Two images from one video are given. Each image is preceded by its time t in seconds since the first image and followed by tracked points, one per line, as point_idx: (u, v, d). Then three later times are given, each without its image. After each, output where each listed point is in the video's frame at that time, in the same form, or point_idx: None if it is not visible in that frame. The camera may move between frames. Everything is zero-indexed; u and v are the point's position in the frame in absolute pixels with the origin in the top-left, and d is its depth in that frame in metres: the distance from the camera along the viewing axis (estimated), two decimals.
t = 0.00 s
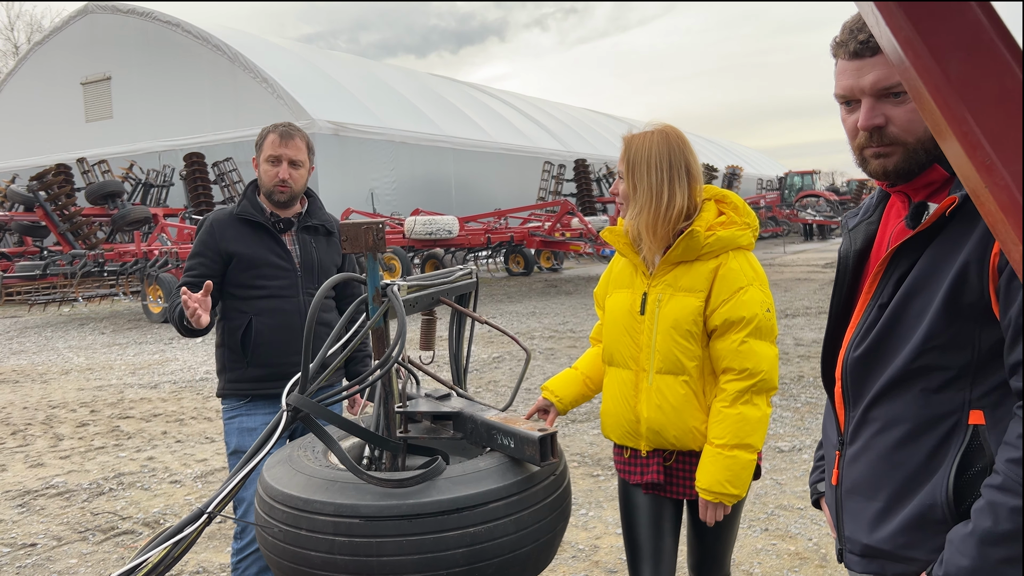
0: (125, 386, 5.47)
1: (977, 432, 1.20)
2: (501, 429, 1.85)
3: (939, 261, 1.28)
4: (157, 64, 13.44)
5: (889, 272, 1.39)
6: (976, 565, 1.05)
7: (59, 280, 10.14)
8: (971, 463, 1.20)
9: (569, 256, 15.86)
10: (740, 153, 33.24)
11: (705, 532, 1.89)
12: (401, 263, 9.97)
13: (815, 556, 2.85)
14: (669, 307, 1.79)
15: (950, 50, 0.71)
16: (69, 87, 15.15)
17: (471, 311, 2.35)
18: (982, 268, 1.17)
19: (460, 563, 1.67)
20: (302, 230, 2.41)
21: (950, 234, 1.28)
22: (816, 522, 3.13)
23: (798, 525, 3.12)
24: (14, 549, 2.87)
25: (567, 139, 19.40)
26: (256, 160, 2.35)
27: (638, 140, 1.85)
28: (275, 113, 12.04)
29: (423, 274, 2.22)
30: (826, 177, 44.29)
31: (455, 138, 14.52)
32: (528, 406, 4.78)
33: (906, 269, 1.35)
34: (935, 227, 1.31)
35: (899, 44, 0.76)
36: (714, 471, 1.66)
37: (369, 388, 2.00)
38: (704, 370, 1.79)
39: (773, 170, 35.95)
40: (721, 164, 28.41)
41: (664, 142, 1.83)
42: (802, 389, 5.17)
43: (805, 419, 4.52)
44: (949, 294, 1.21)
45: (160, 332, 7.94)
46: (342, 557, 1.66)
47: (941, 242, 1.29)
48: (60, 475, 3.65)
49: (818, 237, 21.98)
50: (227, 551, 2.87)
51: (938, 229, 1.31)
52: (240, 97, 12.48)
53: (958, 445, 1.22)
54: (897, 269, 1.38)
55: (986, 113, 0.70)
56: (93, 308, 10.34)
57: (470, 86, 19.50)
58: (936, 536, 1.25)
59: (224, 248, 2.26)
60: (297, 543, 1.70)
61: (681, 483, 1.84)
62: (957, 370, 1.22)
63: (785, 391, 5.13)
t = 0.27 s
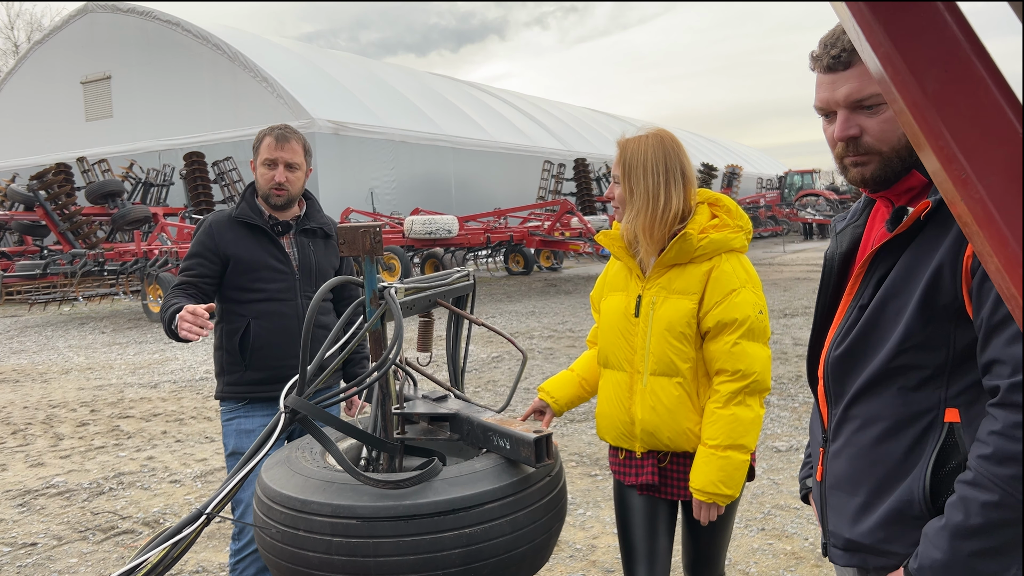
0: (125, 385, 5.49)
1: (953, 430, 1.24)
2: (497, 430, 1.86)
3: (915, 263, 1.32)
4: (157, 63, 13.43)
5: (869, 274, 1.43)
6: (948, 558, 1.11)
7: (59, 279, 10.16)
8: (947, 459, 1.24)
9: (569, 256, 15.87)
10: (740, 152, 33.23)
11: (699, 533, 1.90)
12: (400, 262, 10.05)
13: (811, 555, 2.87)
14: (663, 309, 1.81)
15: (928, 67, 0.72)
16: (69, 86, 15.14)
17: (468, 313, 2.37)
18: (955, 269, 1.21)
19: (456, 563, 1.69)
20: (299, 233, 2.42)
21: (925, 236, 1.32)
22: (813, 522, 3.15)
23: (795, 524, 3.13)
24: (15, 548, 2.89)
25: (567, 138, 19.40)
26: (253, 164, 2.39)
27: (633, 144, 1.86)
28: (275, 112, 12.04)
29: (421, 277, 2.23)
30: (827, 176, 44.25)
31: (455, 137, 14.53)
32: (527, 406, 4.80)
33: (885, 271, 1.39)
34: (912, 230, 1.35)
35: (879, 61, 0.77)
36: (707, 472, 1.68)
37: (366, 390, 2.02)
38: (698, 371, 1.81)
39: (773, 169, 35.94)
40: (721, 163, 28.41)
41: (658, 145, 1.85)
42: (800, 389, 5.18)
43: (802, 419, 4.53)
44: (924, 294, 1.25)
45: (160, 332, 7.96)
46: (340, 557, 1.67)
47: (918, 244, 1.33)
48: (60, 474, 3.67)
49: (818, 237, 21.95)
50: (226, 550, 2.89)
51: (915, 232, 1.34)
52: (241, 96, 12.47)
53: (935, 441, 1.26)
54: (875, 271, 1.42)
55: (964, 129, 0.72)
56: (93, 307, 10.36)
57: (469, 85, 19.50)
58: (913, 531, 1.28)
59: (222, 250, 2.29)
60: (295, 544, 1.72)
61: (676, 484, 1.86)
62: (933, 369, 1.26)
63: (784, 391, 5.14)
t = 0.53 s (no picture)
0: (124, 385, 5.49)
1: (927, 422, 1.28)
2: (495, 430, 1.87)
3: (892, 261, 1.36)
4: (157, 63, 13.44)
5: (851, 272, 1.47)
6: (915, 542, 1.16)
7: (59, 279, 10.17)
8: (921, 450, 1.29)
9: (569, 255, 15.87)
10: (739, 152, 33.22)
11: (697, 533, 1.91)
12: (399, 262, 10.10)
13: (810, 556, 2.88)
14: (658, 310, 1.81)
15: (919, 75, 0.73)
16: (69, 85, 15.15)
17: (467, 314, 2.37)
18: (926, 268, 1.27)
19: (454, 564, 1.70)
20: (298, 234, 2.42)
21: (900, 236, 1.36)
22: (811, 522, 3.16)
23: (793, 524, 3.14)
24: (15, 548, 2.89)
25: (567, 137, 19.40)
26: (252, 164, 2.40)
27: (649, 147, 1.86)
28: (275, 112, 12.05)
29: (419, 278, 2.23)
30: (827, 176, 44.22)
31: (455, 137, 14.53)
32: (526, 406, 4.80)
33: (866, 268, 1.43)
34: (889, 230, 1.39)
35: (869, 66, 0.77)
36: (702, 470, 1.68)
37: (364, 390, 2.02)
38: (693, 371, 1.81)
39: (773, 169, 35.96)
40: (721, 163, 28.40)
41: (669, 145, 1.87)
42: (799, 389, 5.19)
43: (801, 419, 4.54)
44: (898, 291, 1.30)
45: (159, 332, 7.96)
46: (337, 558, 1.68)
47: (894, 244, 1.37)
48: (60, 474, 3.67)
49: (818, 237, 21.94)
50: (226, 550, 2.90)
51: (891, 233, 1.39)
52: (241, 95, 12.46)
53: (911, 432, 1.30)
54: (857, 269, 1.46)
55: (953, 137, 0.73)
56: (92, 307, 10.37)
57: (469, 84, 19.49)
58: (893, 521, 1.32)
59: (222, 252, 2.28)
60: (293, 544, 1.73)
61: (673, 484, 1.86)
62: (909, 363, 1.31)
63: (782, 391, 5.14)
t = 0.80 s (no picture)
0: (125, 385, 5.50)
1: (906, 407, 1.32)
2: (494, 430, 1.88)
3: (863, 258, 1.41)
4: (157, 63, 13.45)
5: (832, 271, 1.52)
6: (886, 516, 1.24)
7: (59, 279, 10.19)
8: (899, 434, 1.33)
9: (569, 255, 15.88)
10: (739, 152, 33.21)
11: (694, 532, 1.92)
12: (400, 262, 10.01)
13: (808, 555, 2.89)
14: (655, 310, 1.83)
15: (908, 81, 0.75)
16: (69, 85, 15.15)
17: (466, 314, 2.38)
18: (890, 263, 1.33)
19: (453, 561, 1.71)
20: (287, 233, 2.40)
21: (866, 234, 1.42)
22: (808, 521, 3.17)
23: (791, 524, 3.15)
24: (15, 547, 2.91)
25: (567, 137, 19.41)
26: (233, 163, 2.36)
27: (655, 148, 1.87)
28: (275, 111, 12.06)
29: (419, 278, 2.24)
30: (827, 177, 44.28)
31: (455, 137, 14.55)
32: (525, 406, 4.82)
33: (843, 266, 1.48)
34: (857, 230, 1.45)
35: (861, 71, 0.78)
36: (702, 468, 1.70)
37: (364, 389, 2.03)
38: (691, 370, 1.83)
39: (773, 169, 35.94)
40: (720, 163, 28.40)
41: (671, 147, 1.90)
42: (798, 389, 5.20)
43: (800, 419, 4.55)
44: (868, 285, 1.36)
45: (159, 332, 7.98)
46: (338, 556, 1.70)
47: (863, 241, 1.43)
48: (60, 474, 3.69)
49: (818, 237, 21.94)
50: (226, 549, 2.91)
51: (856, 234, 1.44)
52: (240, 95, 12.47)
53: (890, 417, 1.35)
54: (837, 270, 1.52)
55: (944, 141, 0.74)
56: (93, 306, 10.38)
57: (469, 84, 19.49)
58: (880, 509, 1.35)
59: (208, 257, 2.26)
60: (293, 541, 1.74)
61: (671, 483, 1.87)
62: (885, 353, 1.35)
63: (781, 391, 5.16)
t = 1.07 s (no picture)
0: (125, 385, 5.51)
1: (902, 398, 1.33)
2: (494, 430, 1.89)
3: (854, 255, 1.43)
4: (157, 63, 13.45)
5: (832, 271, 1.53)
6: (883, 505, 1.26)
7: (59, 279, 10.19)
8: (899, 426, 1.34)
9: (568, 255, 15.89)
10: (739, 152, 33.22)
11: (693, 532, 1.93)
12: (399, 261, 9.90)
13: (806, 554, 2.90)
14: (655, 310, 1.84)
15: (902, 85, 0.75)
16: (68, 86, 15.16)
17: (464, 314, 2.39)
18: (876, 260, 1.35)
19: (452, 561, 1.72)
20: (264, 230, 2.32)
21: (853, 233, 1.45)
22: (807, 521, 3.18)
23: (790, 524, 3.16)
24: (15, 547, 2.91)
25: (567, 137, 19.42)
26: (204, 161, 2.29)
27: (656, 150, 1.87)
28: (275, 112, 12.06)
29: (418, 279, 2.24)
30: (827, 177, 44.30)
31: (455, 137, 14.56)
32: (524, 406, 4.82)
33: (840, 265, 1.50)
34: (846, 231, 1.47)
35: (855, 76, 0.79)
36: (702, 467, 1.70)
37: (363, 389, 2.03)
38: (690, 370, 1.84)
39: (773, 169, 35.97)
40: (720, 163, 28.43)
41: (672, 150, 1.91)
42: (797, 389, 5.21)
43: (799, 419, 4.56)
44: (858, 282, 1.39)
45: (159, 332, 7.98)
46: (338, 555, 1.70)
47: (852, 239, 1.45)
48: (60, 474, 3.70)
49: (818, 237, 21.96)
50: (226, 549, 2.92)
51: (845, 235, 1.47)
52: (240, 96, 12.47)
53: (890, 409, 1.35)
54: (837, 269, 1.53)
55: (938, 145, 0.75)
56: (93, 306, 10.39)
57: (468, 84, 19.49)
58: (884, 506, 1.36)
59: (184, 256, 2.17)
60: (293, 541, 1.75)
61: (671, 482, 1.88)
62: (880, 347, 1.36)
63: (780, 391, 5.17)
